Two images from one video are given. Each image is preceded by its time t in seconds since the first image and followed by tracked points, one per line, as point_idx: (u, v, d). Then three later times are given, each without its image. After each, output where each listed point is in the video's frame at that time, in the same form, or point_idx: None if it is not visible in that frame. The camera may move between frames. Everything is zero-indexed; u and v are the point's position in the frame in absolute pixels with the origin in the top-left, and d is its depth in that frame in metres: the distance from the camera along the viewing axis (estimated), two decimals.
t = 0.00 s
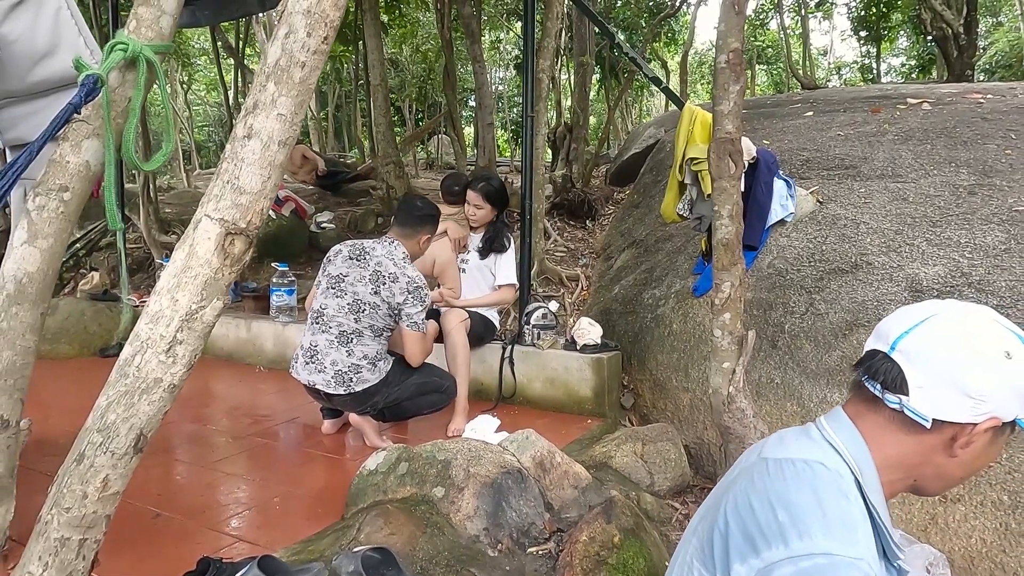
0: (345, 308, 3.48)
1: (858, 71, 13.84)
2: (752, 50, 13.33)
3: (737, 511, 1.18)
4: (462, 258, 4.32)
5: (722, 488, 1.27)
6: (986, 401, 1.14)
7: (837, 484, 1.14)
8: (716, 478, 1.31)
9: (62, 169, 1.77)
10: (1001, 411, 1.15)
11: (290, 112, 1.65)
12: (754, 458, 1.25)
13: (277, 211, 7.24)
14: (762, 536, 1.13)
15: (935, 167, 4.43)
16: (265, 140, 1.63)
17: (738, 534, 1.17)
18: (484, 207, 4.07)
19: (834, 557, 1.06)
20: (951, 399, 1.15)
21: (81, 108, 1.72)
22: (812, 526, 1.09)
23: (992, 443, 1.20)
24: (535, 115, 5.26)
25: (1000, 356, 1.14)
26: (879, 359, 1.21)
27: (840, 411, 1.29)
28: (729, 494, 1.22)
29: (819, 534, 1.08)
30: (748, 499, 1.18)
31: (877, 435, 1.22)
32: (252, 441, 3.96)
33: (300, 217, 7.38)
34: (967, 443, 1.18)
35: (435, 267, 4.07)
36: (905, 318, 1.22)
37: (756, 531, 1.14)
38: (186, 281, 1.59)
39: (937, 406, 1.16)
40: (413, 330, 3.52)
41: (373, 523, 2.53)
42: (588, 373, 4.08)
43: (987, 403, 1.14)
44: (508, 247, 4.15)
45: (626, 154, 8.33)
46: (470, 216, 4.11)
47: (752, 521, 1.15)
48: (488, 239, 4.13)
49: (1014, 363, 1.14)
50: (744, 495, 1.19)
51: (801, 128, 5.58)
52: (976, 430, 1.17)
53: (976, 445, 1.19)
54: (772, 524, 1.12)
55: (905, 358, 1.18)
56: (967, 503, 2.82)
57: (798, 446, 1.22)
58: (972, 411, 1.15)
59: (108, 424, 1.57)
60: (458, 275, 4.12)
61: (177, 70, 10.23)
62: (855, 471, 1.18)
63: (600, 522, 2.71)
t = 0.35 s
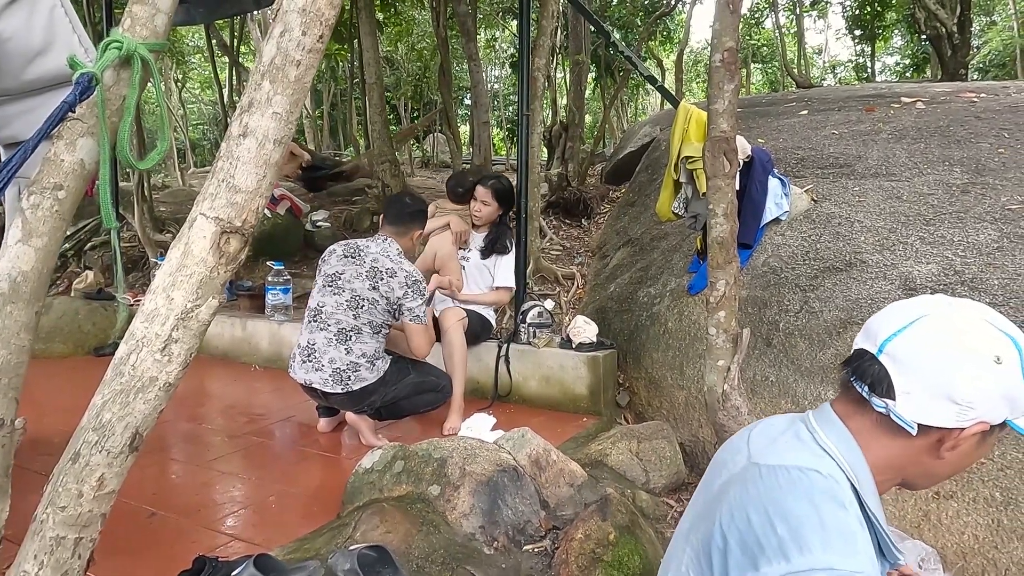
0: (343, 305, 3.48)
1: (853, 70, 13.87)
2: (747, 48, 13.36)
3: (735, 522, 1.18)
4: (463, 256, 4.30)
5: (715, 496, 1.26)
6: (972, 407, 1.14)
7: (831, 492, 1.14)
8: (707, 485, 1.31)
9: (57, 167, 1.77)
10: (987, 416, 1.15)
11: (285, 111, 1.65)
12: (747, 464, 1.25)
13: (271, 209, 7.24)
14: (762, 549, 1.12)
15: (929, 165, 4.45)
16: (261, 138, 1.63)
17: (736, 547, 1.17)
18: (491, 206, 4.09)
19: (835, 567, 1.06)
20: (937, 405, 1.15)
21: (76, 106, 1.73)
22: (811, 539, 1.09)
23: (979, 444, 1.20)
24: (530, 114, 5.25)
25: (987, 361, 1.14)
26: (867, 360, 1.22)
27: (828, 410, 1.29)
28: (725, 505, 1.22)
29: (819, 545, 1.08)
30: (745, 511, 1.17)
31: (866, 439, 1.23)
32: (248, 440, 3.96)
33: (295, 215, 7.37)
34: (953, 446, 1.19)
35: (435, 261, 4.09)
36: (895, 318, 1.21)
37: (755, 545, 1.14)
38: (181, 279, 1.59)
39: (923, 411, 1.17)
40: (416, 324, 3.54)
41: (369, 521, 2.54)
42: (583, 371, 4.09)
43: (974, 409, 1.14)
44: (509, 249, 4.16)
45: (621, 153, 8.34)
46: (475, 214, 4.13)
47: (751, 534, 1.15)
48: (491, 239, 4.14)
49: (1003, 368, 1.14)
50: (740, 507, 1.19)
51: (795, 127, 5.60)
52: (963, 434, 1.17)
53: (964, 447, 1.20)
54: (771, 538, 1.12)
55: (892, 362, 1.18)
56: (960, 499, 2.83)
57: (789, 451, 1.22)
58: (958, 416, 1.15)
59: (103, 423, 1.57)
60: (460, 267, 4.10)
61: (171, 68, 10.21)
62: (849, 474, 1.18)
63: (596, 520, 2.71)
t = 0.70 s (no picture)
0: (334, 298, 3.49)
1: (846, 67, 13.90)
2: (741, 46, 13.38)
3: (709, 517, 1.17)
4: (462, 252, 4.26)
5: (690, 492, 1.26)
6: (883, 384, 1.12)
7: (798, 475, 1.14)
8: (681, 484, 1.30)
9: (44, 161, 1.76)
10: (903, 395, 1.12)
11: (275, 104, 1.64)
12: (717, 458, 1.24)
13: (264, 206, 7.24)
14: (736, 540, 1.12)
15: (921, 162, 4.46)
16: (250, 131, 1.62)
17: (713, 540, 1.16)
18: (488, 199, 4.06)
19: (807, 545, 1.05)
20: (851, 382, 1.15)
21: (63, 98, 1.73)
22: (782, 522, 1.08)
23: (923, 423, 1.14)
24: (523, 110, 5.25)
25: (898, 336, 1.11)
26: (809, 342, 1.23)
27: (792, 396, 1.30)
28: (699, 499, 1.21)
29: (790, 526, 1.08)
30: (717, 505, 1.17)
31: (827, 423, 1.22)
32: (240, 437, 3.95)
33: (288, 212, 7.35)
34: (887, 427, 1.16)
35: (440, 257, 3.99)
36: (834, 298, 1.22)
37: (729, 537, 1.13)
38: (170, 273, 1.58)
39: (842, 389, 1.16)
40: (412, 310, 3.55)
41: (361, 517, 2.53)
42: (577, 367, 4.09)
43: (886, 387, 1.12)
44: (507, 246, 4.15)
45: (615, 150, 8.35)
46: (473, 208, 4.08)
47: (724, 526, 1.14)
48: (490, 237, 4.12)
49: (916, 346, 1.10)
50: (713, 501, 1.18)
51: (789, 123, 5.60)
52: (888, 415, 1.14)
53: (901, 428, 1.15)
54: (744, 527, 1.11)
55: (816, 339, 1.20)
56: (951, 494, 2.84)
57: (754, 439, 1.22)
58: (872, 395, 1.14)
59: (91, 418, 1.56)
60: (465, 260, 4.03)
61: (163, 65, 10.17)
62: (815, 457, 1.18)
63: (589, 515, 2.71)
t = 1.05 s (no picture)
0: (324, 294, 3.50)
1: (838, 64, 13.94)
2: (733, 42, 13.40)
3: (677, 512, 1.18)
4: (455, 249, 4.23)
5: (659, 491, 1.26)
6: (785, 358, 1.15)
7: (753, 460, 1.13)
8: (652, 483, 1.31)
9: (30, 155, 1.76)
10: (804, 369, 1.13)
11: (262, 98, 1.64)
12: (680, 454, 1.24)
13: (256, 202, 7.21)
14: (702, 530, 1.12)
15: (910, 158, 4.47)
16: (237, 126, 1.62)
17: (683, 534, 1.16)
18: (474, 191, 4.06)
19: (767, 523, 1.05)
20: (764, 358, 1.19)
21: (48, 92, 1.74)
22: (742, 506, 1.08)
23: (836, 402, 1.13)
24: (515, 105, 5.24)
25: (797, 312, 1.14)
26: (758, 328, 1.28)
27: (747, 388, 1.30)
28: (666, 496, 1.22)
29: (751, 508, 1.08)
30: (682, 498, 1.17)
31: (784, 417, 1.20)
32: (230, 433, 3.94)
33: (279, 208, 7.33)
34: (804, 405, 1.16)
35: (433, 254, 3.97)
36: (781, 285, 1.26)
37: (696, 527, 1.13)
38: (157, 268, 1.58)
39: (759, 365, 1.20)
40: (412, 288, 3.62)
41: (352, 512, 2.54)
42: (569, 362, 4.10)
43: (787, 361, 1.14)
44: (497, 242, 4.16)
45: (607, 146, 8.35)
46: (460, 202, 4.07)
47: (690, 518, 1.15)
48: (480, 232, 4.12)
49: (810, 321, 1.12)
50: (678, 495, 1.18)
51: (780, 119, 5.62)
52: (796, 391, 1.15)
53: (815, 406, 1.15)
54: (708, 516, 1.11)
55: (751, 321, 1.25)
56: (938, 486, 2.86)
57: (712, 431, 1.22)
58: (778, 370, 1.16)
59: (79, 413, 1.56)
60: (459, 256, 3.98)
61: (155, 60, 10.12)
62: (767, 442, 1.17)
63: (579, 509, 2.72)
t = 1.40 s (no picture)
0: (318, 292, 3.49)
1: (832, 62, 13.96)
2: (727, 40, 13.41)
3: (657, 506, 1.19)
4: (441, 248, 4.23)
5: (643, 485, 1.27)
6: (765, 352, 1.16)
7: (733, 459, 1.14)
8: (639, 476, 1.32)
9: (18, 153, 1.75)
10: (781, 364, 1.14)
11: (251, 96, 1.63)
12: (666, 449, 1.25)
13: (249, 199, 7.18)
14: (677, 525, 1.13)
15: (902, 156, 4.48)
16: (227, 124, 1.61)
17: (660, 529, 1.17)
18: (452, 186, 4.06)
19: (738, 525, 1.05)
20: (748, 352, 1.20)
21: (36, 90, 1.73)
22: (716, 505, 1.09)
23: (813, 399, 1.14)
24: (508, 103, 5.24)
25: (779, 308, 1.16)
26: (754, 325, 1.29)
27: (738, 386, 1.30)
28: (649, 490, 1.23)
29: (724, 507, 1.08)
30: (661, 493, 1.18)
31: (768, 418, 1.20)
32: (223, 431, 3.94)
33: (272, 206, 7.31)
34: (784, 403, 1.16)
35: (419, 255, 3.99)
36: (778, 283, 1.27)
37: (672, 522, 1.14)
38: (146, 267, 1.58)
39: (744, 360, 1.22)
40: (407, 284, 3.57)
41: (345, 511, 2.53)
42: (562, 360, 4.10)
43: (767, 356, 1.16)
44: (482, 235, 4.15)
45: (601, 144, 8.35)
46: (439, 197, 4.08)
47: (668, 513, 1.16)
48: (462, 227, 4.11)
49: (788, 316, 1.13)
50: (658, 490, 1.19)
51: (773, 118, 5.63)
52: (775, 387, 1.16)
53: (794, 403, 1.15)
54: (683, 512, 1.12)
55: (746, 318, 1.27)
56: (927, 483, 2.87)
57: (698, 429, 1.22)
58: (760, 364, 1.18)
59: (67, 412, 1.55)
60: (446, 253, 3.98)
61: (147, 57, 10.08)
62: (749, 441, 1.17)
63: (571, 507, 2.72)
